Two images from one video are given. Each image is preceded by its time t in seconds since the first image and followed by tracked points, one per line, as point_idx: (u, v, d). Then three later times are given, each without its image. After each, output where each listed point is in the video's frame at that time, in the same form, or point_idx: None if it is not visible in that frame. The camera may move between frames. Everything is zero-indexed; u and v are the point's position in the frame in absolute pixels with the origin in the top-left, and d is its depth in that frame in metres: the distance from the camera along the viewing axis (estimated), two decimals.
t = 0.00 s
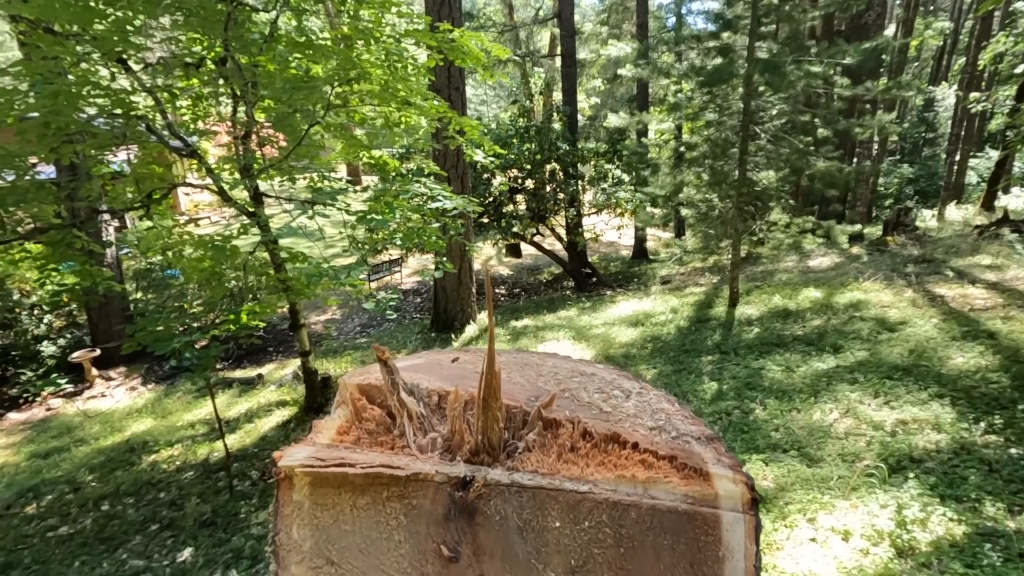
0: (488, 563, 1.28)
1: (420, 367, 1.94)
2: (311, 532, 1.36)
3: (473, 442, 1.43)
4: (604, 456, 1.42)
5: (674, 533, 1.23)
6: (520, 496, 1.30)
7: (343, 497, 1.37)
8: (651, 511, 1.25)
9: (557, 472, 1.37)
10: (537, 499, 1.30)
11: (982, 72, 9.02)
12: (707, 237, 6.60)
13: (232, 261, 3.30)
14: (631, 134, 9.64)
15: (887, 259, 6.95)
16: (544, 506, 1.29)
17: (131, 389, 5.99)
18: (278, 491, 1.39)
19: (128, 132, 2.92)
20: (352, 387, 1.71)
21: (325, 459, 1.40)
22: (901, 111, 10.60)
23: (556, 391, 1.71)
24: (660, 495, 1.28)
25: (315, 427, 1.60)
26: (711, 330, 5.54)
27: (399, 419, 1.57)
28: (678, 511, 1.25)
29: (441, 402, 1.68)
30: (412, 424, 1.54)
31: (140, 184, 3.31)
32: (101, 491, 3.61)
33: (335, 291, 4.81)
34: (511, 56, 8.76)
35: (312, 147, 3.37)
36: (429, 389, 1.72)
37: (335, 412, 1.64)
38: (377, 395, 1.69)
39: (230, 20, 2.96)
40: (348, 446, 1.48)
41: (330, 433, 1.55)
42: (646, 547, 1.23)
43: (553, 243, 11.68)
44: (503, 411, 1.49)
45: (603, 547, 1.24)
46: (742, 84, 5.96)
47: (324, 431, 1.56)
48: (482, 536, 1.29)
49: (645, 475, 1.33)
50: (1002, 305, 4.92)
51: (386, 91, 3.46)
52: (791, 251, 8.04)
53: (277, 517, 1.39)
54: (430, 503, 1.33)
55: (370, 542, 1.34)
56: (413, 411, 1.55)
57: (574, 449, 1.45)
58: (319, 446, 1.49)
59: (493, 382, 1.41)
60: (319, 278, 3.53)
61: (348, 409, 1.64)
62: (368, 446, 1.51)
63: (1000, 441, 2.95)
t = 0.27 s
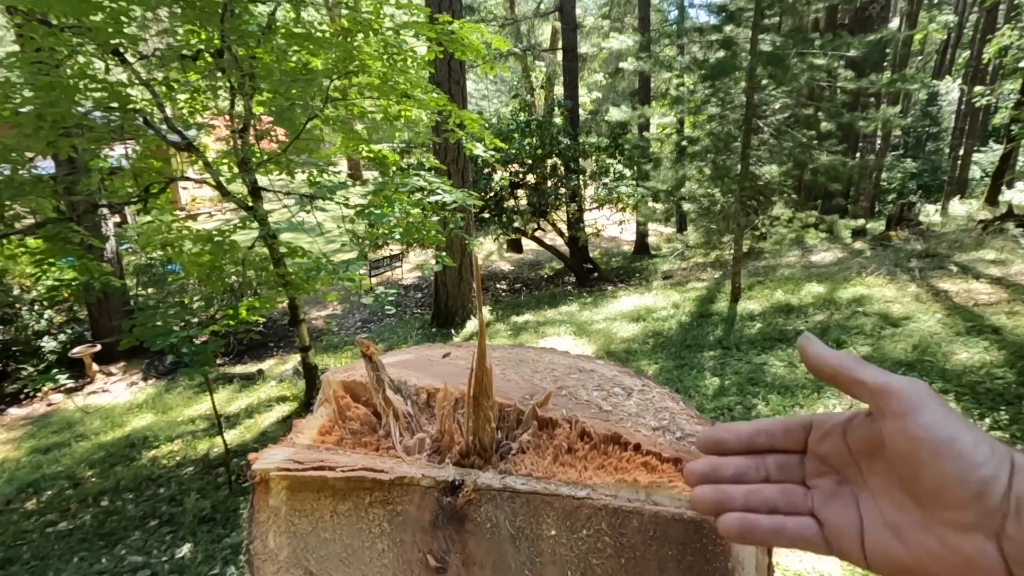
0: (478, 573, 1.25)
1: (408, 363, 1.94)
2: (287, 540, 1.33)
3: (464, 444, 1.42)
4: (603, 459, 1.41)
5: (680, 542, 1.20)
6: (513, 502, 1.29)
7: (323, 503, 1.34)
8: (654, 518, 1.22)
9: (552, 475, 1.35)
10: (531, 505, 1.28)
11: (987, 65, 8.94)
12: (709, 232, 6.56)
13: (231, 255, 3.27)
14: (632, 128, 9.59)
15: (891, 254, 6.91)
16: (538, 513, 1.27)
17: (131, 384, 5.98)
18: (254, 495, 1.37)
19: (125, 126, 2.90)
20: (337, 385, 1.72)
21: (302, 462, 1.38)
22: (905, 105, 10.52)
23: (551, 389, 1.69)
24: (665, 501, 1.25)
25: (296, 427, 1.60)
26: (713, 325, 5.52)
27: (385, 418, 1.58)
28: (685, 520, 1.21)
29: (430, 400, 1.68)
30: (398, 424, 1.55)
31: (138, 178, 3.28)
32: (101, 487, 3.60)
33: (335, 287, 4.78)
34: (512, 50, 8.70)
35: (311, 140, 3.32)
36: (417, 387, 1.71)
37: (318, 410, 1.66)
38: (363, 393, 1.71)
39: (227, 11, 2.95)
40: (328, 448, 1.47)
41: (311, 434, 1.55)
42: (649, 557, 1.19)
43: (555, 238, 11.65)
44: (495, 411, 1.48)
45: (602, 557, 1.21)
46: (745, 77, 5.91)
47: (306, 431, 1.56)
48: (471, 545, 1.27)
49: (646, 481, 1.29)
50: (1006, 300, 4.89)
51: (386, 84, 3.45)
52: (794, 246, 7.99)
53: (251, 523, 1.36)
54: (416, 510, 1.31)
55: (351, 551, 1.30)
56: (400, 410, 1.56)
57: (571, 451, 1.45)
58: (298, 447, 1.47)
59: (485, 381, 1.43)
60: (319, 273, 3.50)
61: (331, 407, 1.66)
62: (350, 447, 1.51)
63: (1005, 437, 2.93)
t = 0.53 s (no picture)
0: None
1: (405, 362, 1.94)
2: (273, 557, 1.30)
3: (466, 451, 1.40)
4: (617, 470, 1.38)
5: (703, 559, 1.16)
6: (519, 515, 1.26)
7: (312, 516, 1.31)
8: (675, 533, 1.18)
9: (562, 486, 1.32)
10: (540, 519, 1.24)
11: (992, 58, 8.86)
12: (712, 227, 6.52)
13: (232, 250, 3.24)
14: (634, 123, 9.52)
15: (895, 248, 6.86)
16: (548, 527, 1.23)
17: (132, 379, 5.97)
18: (237, 508, 1.32)
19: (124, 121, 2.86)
20: (328, 386, 1.70)
21: (288, 472, 1.33)
22: (909, 98, 10.45)
23: (560, 391, 1.69)
24: (687, 515, 1.20)
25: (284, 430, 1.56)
26: (716, 320, 5.49)
27: (380, 422, 1.57)
28: (710, 535, 1.16)
29: (428, 402, 1.68)
30: (395, 428, 1.54)
31: (136, 172, 3.24)
32: (101, 482, 3.59)
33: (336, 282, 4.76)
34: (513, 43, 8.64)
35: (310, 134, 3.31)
36: (415, 388, 1.72)
37: (308, 413, 1.63)
38: (356, 395, 1.69)
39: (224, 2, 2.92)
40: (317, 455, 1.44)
41: (300, 438, 1.50)
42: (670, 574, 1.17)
43: (556, 233, 11.61)
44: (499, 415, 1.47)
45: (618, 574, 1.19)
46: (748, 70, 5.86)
47: (294, 435, 1.52)
48: (473, 561, 1.25)
49: (667, 492, 1.25)
50: (1012, 295, 4.85)
51: (386, 77, 3.40)
52: (796, 240, 7.95)
53: (234, 538, 1.32)
54: (413, 523, 1.28)
55: (341, 567, 1.28)
56: (395, 414, 1.56)
57: (584, 459, 1.43)
58: (284, 454, 1.42)
59: (485, 383, 1.41)
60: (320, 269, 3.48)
61: (322, 408, 1.64)
62: (342, 453, 1.48)
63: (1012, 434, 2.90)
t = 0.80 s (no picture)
0: None
1: (376, 360, 1.88)
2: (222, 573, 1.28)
3: (438, 458, 1.35)
4: (602, 476, 1.33)
5: None
6: (494, 529, 1.22)
7: (264, 531, 1.27)
8: (665, 550, 1.14)
9: (541, 497, 1.27)
10: (516, 533, 1.21)
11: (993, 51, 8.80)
12: (711, 222, 6.48)
13: (227, 245, 3.20)
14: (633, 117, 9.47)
15: (894, 243, 6.83)
16: (525, 543, 1.20)
17: (129, 375, 5.94)
18: (184, 522, 1.31)
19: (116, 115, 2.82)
20: (292, 385, 1.65)
21: (238, 483, 1.29)
22: (909, 92, 10.39)
23: (542, 391, 1.63)
24: (677, 530, 1.17)
25: (241, 433, 1.52)
26: (715, 316, 5.46)
27: (344, 426, 1.52)
28: (702, 553, 1.13)
29: (398, 403, 1.62)
30: (360, 433, 1.49)
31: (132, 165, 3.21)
32: (96, 479, 3.57)
33: (332, 277, 4.72)
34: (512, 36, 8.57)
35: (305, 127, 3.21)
36: (384, 388, 1.66)
37: (269, 417, 1.58)
38: (321, 395, 1.64)
39: None
40: (274, 464, 1.39)
41: (258, 444, 1.47)
42: None
43: (555, 228, 11.57)
44: (472, 418, 1.41)
45: None
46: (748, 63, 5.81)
47: (251, 441, 1.48)
48: None
49: (656, 504, 1.22)
50: (1012, 289, 4.83)
51: (382, 69, 3.37)
52: (796, 235, 7.92)
53: (181, 554, 1.31)
54: (376, 538, 1.25)
55: None
56: (361, 417, 1.50)
57: (565, 465, 1.37)
58: (239, 462, 1.39)
59: (458, 384, 1.36)
60: (317, 264, 3.44)
61: (284, 411, 1.59)
62: (303, 461, 1.44)
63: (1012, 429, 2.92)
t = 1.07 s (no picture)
0: None
1: (360, 350, 1.88)
2: (197, 566, 1.28)
3: (419, 449, 1.34)
4: (586, 467, 1.31)
5: (680, 569, 1.12)
6: (473, 522, 1.22)
7: (241, 522, 1.27)
8: (649, 543, 1.13)
9: (523, 488, 1.26)
10: (497, 526, 1.20)
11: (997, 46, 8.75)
12: (712, 217, 6.46)
13: (227, 239, 3.19)
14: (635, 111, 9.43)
15: (896, 238, 6.81)
16: (505, 535, 1.19)
17: (130, 370, 5.96)
18: (158, 512, 1.30)
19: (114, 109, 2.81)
20: (274, 374, 1.65)
21: (213, 473, 1.29)
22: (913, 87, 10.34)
23: (526, 380, 1.62)
24: (662, 521, 1.16)
25: (221, 423, 1.51)
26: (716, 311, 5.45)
27: (326, 416, 1.52)
28: (687, 546, 1.12)
29: (380, 393, 1.62)
30: (340, 423, 1.49)
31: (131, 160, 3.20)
32: (98, 473, 3.58)
33: (332, 272, 4.72)
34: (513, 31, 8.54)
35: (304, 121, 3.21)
36: (366, 377, 1.65)
37: (250, 406, 1.58)
38: (302, 385, 1.64)
39: None
40: (252, 454, 1.38)
41: (238, 434, 1.46)
42: None
43: (556, 223, 11.55)
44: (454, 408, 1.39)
45: None
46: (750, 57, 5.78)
47: (231, 431, 1.48)
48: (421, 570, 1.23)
49: (641, 495, 1.20)
50: (1014, 285, 4.81)
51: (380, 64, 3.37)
52: (797, 230, 7.90)
53: (156, 545, 1.30)
54: (354, 531, 1.25)
55: None
56: (342, 407, 1.50)
57: (548, 456, 1.36)
58: (217, 452, 1.39)
59: (438, 372, 1.32)
60: (317, 259, 3.44)
61: (265, 401, 1.59)
62: (282, 452, 1.43)
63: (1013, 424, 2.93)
